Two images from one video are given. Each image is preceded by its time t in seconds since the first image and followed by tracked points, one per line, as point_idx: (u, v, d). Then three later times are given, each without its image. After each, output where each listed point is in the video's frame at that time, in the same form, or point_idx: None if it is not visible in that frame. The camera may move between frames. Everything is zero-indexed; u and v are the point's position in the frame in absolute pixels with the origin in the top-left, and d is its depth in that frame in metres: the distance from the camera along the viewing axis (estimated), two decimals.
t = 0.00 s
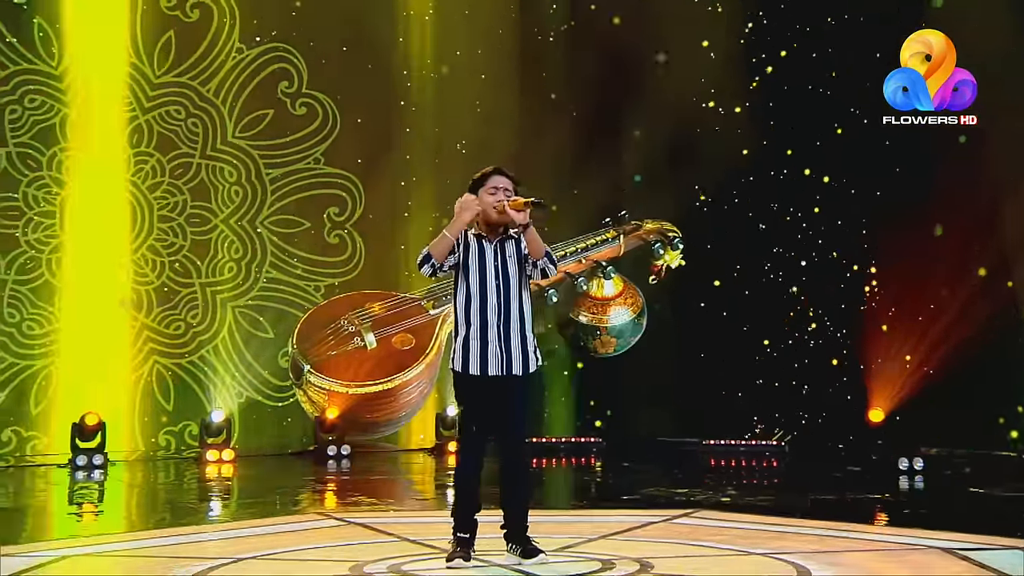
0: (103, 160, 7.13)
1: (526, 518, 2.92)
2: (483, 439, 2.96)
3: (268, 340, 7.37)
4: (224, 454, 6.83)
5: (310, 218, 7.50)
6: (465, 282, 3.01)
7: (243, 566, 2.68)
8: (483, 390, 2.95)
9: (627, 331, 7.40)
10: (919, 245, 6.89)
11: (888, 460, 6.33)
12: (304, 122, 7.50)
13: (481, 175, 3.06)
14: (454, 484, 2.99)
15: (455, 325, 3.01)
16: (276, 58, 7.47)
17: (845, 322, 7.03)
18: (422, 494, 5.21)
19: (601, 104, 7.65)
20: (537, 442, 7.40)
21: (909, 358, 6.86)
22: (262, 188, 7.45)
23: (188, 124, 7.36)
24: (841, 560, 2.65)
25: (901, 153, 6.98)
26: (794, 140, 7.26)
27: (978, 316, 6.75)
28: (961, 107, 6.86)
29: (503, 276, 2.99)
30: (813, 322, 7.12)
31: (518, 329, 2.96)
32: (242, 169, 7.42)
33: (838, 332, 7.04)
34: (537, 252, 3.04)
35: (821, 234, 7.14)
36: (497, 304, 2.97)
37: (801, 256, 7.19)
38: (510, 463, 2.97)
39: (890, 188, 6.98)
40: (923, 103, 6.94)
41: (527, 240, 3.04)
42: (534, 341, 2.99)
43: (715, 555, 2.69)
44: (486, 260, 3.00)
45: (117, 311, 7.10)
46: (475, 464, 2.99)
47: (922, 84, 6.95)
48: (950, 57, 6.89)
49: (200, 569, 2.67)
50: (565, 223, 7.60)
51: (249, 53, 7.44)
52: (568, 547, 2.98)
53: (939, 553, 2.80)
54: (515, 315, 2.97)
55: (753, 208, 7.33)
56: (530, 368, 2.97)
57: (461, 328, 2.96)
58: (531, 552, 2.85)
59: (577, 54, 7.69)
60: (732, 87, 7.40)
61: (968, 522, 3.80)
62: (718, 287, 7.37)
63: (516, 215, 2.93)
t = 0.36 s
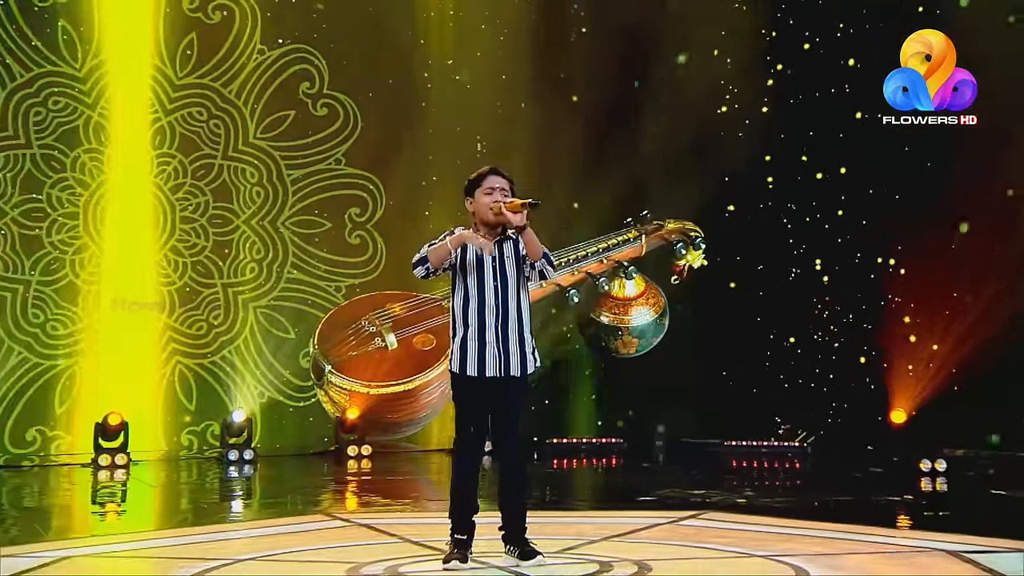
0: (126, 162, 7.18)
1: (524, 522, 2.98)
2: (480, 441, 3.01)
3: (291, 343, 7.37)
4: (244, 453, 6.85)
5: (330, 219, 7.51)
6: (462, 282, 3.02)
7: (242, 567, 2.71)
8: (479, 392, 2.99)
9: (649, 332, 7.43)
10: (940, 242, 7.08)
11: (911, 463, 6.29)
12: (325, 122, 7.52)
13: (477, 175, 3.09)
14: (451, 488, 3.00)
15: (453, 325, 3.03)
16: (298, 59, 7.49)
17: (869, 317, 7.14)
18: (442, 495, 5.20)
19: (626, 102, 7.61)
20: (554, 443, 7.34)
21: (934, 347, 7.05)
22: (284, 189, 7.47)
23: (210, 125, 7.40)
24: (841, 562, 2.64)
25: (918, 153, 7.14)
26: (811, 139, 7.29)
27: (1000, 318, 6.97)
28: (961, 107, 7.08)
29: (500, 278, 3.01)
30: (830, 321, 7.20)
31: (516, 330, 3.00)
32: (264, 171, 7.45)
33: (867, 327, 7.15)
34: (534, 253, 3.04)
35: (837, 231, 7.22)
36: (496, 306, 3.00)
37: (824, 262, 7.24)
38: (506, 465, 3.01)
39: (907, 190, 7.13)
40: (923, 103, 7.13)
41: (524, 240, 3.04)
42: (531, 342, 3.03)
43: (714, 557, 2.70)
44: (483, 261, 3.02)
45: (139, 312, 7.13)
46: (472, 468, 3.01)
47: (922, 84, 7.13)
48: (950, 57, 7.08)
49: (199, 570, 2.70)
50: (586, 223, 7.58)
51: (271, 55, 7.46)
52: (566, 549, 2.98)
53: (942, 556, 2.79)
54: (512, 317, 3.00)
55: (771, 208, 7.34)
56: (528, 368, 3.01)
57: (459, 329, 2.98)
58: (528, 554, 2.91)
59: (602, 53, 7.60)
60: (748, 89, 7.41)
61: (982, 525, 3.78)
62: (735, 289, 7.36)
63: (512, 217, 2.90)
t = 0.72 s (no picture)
0: (149, 163, 7.22)
1: (524, 522, 2.86)
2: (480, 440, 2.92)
3: (312, 343, 7.40)
4: (266, 453, 6.87)
5: (352, 219, 7.52)
6: (460, 281, 2.96)
7: (240, 568, 2.70)
8: (477, 392, 2.91)
9: (671, 332, 7.49)
10: (968, 234, 7.20)
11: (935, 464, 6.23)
12: (348, 123, 7.54)
13: (476, 175, 3.07)
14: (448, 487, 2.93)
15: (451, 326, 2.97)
16: (321, 61, 7.52)
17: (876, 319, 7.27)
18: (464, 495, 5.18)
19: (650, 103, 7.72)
20: (577, 444, 7.44)
21: (964, 334, 7.17)
22: (306, 189, 7.49)
23: (233, 126, 7.43)
24: (845, 565, 2.62)
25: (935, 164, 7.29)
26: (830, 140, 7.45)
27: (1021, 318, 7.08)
28: (961, 107, 7.29)
29: (499, 276, 2.95)
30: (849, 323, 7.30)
31: (515, 331, 2.92)
32: (286, 171, 7.47)
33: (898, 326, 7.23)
34: (532, 255, 3.00)
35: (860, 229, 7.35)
36: (495, 307, 2.93)
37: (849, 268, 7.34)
38: (506, 465, 2.92)
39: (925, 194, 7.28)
40: (923, 103, 7.34)
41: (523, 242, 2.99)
42: (531, 344, 2.94)
43: (716, 560, 2.67)
44: (482, 259, 2.96)
45: (161, 312, 7.18)
46: (472, 468, 2.93)
47: (922, 84, 7.35)
48: (950, 57, 7.32)
49: (195, 571, 2.69)
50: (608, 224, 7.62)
51: (293, 57, 7.49)
52: (568, 550, 2.96)
53: (949, 558, 2.76)
54: (511, 316, 2.93)
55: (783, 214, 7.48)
56: (528, 371, 2.92)
57: (456, 330, 2.92)
58: (527, 556, 2.78)
59: (626, 57, 7.74)
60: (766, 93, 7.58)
61: (997, 526, 3.75)
62: (756, 294, 7.48)
63: (511, 218, 2.88)
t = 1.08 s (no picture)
0: (172, 164, 7.26)
1: (522, 524, 2.85)
2: (477, 442, 2.91)
3: (332, 342, 7.42)
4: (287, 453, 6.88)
5: (373, 219, 7.54)
6: (458, 281, 2.93)
7: (239, 569, 2.69)
8: (474, 393, 2.90)
9: (694, 332, 7.44)
10: (996, 222, 7.24)
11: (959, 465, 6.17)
12: (369, 123, 7.56)
13: (476, 173, 3.02)
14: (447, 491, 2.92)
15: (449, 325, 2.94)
16: (342, 62, 7.54)
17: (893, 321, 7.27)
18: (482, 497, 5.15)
19: (670, 104, 7.71)
20: (599, 444, 7.46)
21: (993, 320, 7.18)
22: (328, 190, 7.52)
23: (255, 127, 7.46)
24: (845, 567, 2.60)
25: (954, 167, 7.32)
26: (846, 142, 7.46)
27: None
28: (961, 107, 7.34)
29: (498, 277, 2.92)
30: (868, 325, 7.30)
31: (513, 332, 2.90)
32: (307, 172, 7.50)
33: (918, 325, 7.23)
34: (532, 251, 3.00)
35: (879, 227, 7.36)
36: (493, 308, 2.90)
37: (868, 271, 7.35)
38: (504, 467, 2.91)
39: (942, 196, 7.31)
40: (923, 103, 7.38)
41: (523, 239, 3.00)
42: (530, 344, 2.92)
43: (716, 561, 2.66)
44: (481, 260, 2.94)
45: (183, 313, 7.22)
46: (468, 471, 2.92)
47: (922, 84, 7.38)
48: (949, 58, 7.37)
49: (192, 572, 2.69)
50: (628, 225, 7.62)
51: (315, 58, 7.52)
52: (569, 551, 2.95)
53: (952, 560, 2.74)
54: (510, 317, 2.91)
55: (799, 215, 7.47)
56: (527, 371, 2.91)
57: (455, 331, 2.90)
58: (524, 557, 2.74)
59: (650, 60, 7.72)
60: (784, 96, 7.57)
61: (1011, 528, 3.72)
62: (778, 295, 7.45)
63: (511, 215, 2.87)
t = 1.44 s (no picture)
0: (194, 166, 7.31)
1: (520, 526, 2.85)
2: (474, 443, 2.90)
3: (352, 342, 7.43)
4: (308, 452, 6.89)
5: (394, 221, 7.55)
6: (456, 278, 2.92)
7: (239, 569, 2.72)
8: (469, 391, 2.89)
9: (716, 332, 7.39)
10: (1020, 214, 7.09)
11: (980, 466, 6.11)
12: (390, 124, 7.57)
13: (472, 176, 3.02)
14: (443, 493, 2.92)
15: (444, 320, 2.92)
16: (363, 62, 7.56)
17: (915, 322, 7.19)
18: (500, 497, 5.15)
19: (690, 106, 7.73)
20: (618, 445, 7.43)
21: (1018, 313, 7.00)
22: (349, 190, 7.53)
23: (276, 128, 7.48)
24: (846, 570, 2.58)
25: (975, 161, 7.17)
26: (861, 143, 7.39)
27: None
28: (961, 107, 7.21)
29: (496, 275, 2.92)
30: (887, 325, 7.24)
31: (508, 332, 2.88)
32: (328, 173, 7.52)
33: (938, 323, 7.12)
34: (534, 255, 2.96)
35: (899, 225, 7.27)
36: (489, 307, 2.89)
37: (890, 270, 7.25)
38: (502, 469, 2.90)
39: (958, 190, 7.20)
40: (922, 103, 7.29)
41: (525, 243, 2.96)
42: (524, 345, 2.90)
43: (716, 564, 2.65)
44: (480, 258, 2.92)
45: (204, 313, 7.25)
46: (466, 472, 2.92)
47: (922, 84, 7.29)
48: (950, 57, 7.24)
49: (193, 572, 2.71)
50: (649, 225, 7.68)
51: (336, 59, 7.53)
52: (571, 552, 2.96)
53: (956, 563, 2.72)
54: (506, 316, 2.90)
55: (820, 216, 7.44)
56: (519, 371, 2.89)
57: (449, 328, 2.88)
58: (521, 559, 2.76)
59: (670, 63, 7.74)
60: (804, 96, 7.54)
61: None
62: (797, 298, 7.45)
63: (511, 219, 2.84)
